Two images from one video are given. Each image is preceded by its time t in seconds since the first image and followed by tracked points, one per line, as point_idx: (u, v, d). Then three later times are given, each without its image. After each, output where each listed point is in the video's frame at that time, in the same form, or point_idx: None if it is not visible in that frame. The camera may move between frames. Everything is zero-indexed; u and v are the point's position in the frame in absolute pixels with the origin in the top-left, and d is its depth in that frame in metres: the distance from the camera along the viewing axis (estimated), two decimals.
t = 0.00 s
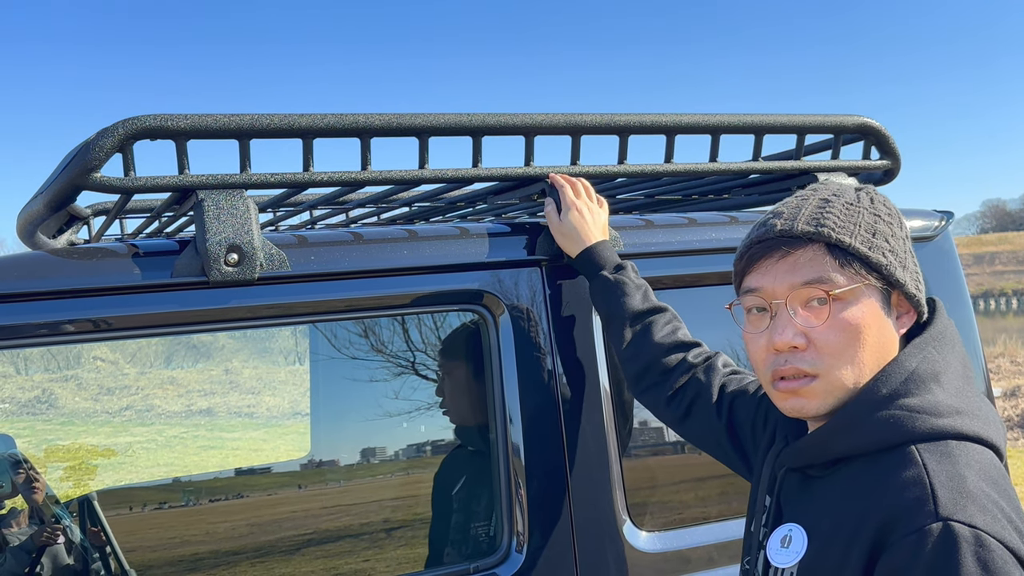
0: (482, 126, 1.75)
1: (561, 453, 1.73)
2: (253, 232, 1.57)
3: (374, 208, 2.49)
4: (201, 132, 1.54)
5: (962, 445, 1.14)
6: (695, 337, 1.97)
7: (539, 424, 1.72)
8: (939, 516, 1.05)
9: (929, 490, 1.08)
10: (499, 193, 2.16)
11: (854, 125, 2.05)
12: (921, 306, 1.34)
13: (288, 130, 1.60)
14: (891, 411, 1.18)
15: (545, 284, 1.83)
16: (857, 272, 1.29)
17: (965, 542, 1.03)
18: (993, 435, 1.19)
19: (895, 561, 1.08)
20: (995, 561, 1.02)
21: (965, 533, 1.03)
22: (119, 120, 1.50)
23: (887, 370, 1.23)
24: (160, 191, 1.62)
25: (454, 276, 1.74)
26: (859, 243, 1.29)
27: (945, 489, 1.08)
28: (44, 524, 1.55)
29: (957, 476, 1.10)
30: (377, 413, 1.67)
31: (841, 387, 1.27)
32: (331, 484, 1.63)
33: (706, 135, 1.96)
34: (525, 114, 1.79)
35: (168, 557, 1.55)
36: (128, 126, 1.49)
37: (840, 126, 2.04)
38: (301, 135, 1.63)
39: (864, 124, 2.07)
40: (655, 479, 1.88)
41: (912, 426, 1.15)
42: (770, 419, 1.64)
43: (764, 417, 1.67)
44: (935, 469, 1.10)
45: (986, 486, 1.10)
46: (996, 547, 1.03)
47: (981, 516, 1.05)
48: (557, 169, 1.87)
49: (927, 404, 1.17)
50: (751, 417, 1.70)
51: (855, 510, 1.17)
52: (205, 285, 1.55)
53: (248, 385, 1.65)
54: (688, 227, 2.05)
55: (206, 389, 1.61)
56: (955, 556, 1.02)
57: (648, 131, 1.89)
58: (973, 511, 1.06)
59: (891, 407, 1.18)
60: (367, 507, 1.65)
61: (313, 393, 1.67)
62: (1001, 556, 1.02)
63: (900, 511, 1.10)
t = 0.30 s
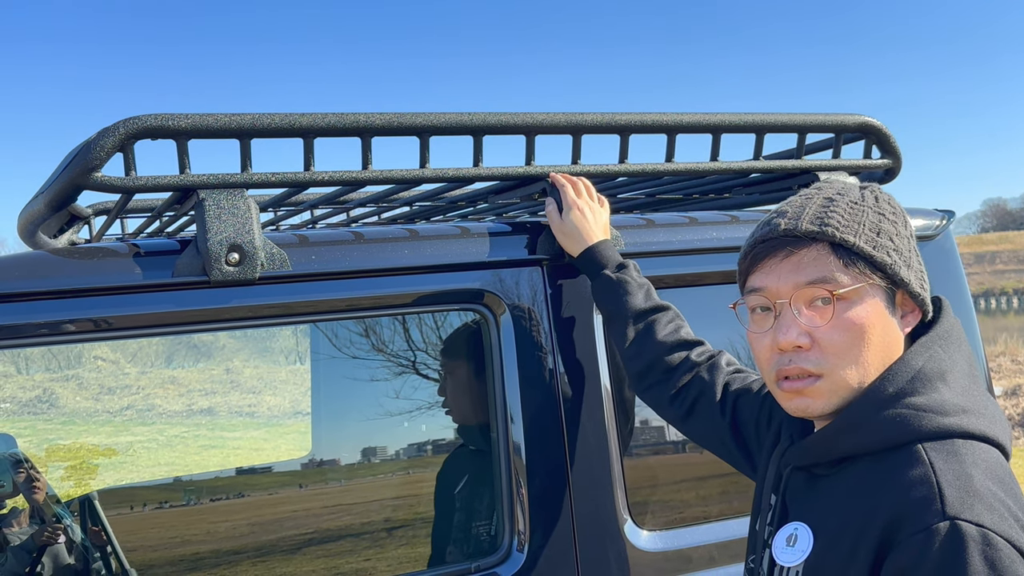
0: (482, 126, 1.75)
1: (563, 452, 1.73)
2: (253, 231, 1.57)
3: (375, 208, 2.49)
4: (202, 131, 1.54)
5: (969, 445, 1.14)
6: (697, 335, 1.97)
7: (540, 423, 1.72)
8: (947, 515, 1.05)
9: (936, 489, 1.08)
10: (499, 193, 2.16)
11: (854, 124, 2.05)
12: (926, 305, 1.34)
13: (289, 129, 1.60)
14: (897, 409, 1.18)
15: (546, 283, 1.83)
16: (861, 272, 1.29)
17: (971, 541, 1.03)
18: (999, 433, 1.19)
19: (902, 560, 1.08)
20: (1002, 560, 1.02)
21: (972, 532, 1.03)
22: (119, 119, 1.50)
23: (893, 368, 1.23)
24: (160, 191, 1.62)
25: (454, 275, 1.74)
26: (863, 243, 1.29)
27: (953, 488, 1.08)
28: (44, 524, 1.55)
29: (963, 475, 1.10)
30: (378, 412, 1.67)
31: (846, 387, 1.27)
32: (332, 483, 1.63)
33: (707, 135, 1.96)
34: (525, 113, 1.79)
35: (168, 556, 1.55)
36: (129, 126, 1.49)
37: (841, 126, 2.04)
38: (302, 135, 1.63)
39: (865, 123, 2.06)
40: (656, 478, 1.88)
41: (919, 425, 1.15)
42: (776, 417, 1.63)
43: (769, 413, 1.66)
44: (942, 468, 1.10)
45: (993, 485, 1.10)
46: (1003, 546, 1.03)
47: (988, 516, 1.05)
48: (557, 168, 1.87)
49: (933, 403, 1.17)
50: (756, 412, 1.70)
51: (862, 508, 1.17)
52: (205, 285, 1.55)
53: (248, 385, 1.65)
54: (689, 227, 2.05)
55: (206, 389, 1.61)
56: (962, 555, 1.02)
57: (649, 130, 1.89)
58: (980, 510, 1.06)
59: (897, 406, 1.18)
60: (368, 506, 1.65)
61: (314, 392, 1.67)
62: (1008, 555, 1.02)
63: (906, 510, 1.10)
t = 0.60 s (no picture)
0: (482, 125, 1.75)
1: (563, 451, 1.73)
2: (253, 230, 1.57)
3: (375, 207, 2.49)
4: (203, 131, 1.54)
5: (974, 445, 1.14)
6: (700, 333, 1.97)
7: (540, 423, 1.72)
8: (952, 517, 1.05)
9: (941, 489, 1.08)
10: (500, 192, 2.16)
11: (854, 123, 2.05)
12: (931, 306, 1.33)
13: (289, 129, 1.60)
14: (903, 409, 1.18)
15: (546, 282, 1.83)
16: (864, 272, 1.29)
17: (976, 542, 1.03)
18: (1004, 434, 1.19)
19: (907, 560, 1.08)
20: (1007, 561, 1.02)
21: (977, 533, 1.03)
22: (120, 119, 1.50)
23: (900, 368, 1.23)
24: (161, 190, 1.62)
25: (455, 275, 1.74)
26: (866, 243, 1.29)
27: (958, 489, 1.08)
28: (44, 524, 1.55)
29: (969, 476, 1.10)
30: (379, 412, 1.67)
31: (848, 387, 1.27)
32: (332, 483, 1.63)
33: (707, 134, 1.96)
34: (525, 112, 1.79)
35: (169, 556, 1.55)
36: (129, 126, 1.49)
37: (841, 125, 2.04)
38: (302, 134, 1.63)
39: (865, 122, 2.06)
40: (656, 477, 1.88)
41: (925, 425, 1.15)
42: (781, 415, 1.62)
43: (775, 411, 1.66)
44: (947, 469, 1.10)
45: (999, 486, 1.10)
46: (1008, 547, 1.03)
47: (993, 517, 1.05)
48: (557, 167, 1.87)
49: (939, 403, 1.17)
50: (762, 410, 1.69)
51: (867, 508, 1.17)
52: (205, 284, 1.55)
53: (248, 384, 1.65)
54: (689, 226, 2.05)
55: (206, 388, 1.61)
56: (967, 555, 1.02)
57: (649, 129, 1.89)
58: (985, 512, 1.06)
59: (903, 406, 1.18)
60: (368, 506, 1.65)
61: (315, 392, 1.67)
62: (1013, 556, 1.02)
63: (912, 511, 1.10)
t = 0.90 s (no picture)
0: (483, 124, 1.75)
1: (564, 451, 1.73)
2: (254, 229, 1.57)
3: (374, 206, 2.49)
4: (203, 130, 1.54)
5: (986, 448, 1.14)
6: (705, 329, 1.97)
7: (540, 422, 1.72)
8: (963, 520, 1.05)
9: (953, 492, 1.08)
10: (500, 191, 2.16)
11: (854, 122, 2.05)
12: (937, 305, 1.32)
13: (289, 127, 1.60)
14: (915, 411, 1.18)
15: (546, 282, 1.83)
16: (865, 273, 1.29)
17: (988, 546, 1.03)
18: (1015, 436, 1.18)
19: (918, 562, 1.08)
20: (1018, 565, 1.02)
21: (988, 537, 1.03)
22: (120, 118, 1.50)
23: (913, 368, 1.23)
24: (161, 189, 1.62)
25: (455, 274, 1.73)
26: (867, 243, 1.28)
27: (970, 493, 1.08)
28: (44, 523, 1.55)
29: (980, 479, 1.10)
30: (378, 411, 1.67)
31: (849, 388, 1.27)
32: (333, 482, 1.63)
33: (707, 132, 1.95)
34: (526, 111, 1.79)
35: (169, 555, 1.56)
36: (130, 124, 1.49)
37: (841, 123, 2.04)
38: (302, 133, 1.63)
39: (865, 120, 2.07)
40: (656, 477, 1.89)
41: (936, 427, 1.15)
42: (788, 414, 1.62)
43: (781, 410, 1.65)
44: (959, 472, 1.10)
45: (1011, 490, 1.10)
46: (1020, 551, 1.03)
47: (1005, 521, 1.05)
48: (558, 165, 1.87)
49: (951, 404, 1.18)
50: (768, 407, 1.69)
51: (877, 509, 1.17)
52: (205, 283, 1.55)
53: (248, 384, 1.65)
54: (689, 225, 2.05)
55: (206, 387, 1.61)
56: (979, 559, 1.02)
57: (650, 128, 1.89)
58: (996, 515, 1.06)
59: (915, 407, 1.19)
60: (368, 505, 1.65)
61: (314, 391, 1.67)
62: None
63: (923, 513, 1.10)
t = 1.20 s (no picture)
0: (482, 123, 1.75)
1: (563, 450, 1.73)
2: (253, 227, 1.57)
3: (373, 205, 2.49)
4: (201, 129, 1.54)
5: (990, 444, 1.15)
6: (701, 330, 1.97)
7: (539, 421, 1.72)
8: (971, 517, 1.05)
9: (960, 489, 1.08)
10: (499, 190, 2.16)
11: (853, 121, 2.05)
12: (932, 302, 1.32)
13: (287, 126, 1.60)
14: (918, 408, 1.18)
15: (545, 281, 1.83)
16: (860, 271, 1.29)
17: (997, 543, 1.03)
18: (1017, 432, 1.19)
19: (926, 561, 1.08)
20: None
21: (997, 533, 1.03)
22: (118, 117, 1.50)
23: (914, 367, 1.24)
24: (160, 188, 1.62)
25: (455, 272, 1.74)
26: (861, 241, 1.28)
27: (976, 489, 1.08)
28: (43, 522, 1.55)
29: (986, 476, 1.10)
30: (377, 410, 1.67)
31: (847, 386, 1.27)
32: (332, 481, 1.63)
33: (706, 131, 1.95)
34: (525, 110, 1.79)
35: (168, 553, 1.56)
36: (128, 123, 1.49)
37: (840, 123, 2.04)
38: (301, 131, 1.63)
39: (864, 120, 2.07)
40: (655, 475, 1.89)
41: (940, 424, 1.15)
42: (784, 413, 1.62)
43: (777, 408, 1.65)
44: (965, 468, 1.11)
45: (1016, 486, 1.10)
46: None
47: (1013, 517, 1.05)
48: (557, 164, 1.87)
49: (954, 402, 1.18)
50: (761, 407, 1.69)
51: (881, 508, 1.17)
52: (204, 282, 1.55)
53: (247, 383, 1.64)
54: (688, 223, 2.05)
55: (206, 386, 1.61)
56: (988, 556, 1.02)
57: (648, 127, 1.89)
58: (1004, 512, 1.05)
59: (918, 405, 1.19)
60: (367, 504, 1.65)
61: (313, 390, 1.66)
62: None
63: (929, 510, 1.10)
